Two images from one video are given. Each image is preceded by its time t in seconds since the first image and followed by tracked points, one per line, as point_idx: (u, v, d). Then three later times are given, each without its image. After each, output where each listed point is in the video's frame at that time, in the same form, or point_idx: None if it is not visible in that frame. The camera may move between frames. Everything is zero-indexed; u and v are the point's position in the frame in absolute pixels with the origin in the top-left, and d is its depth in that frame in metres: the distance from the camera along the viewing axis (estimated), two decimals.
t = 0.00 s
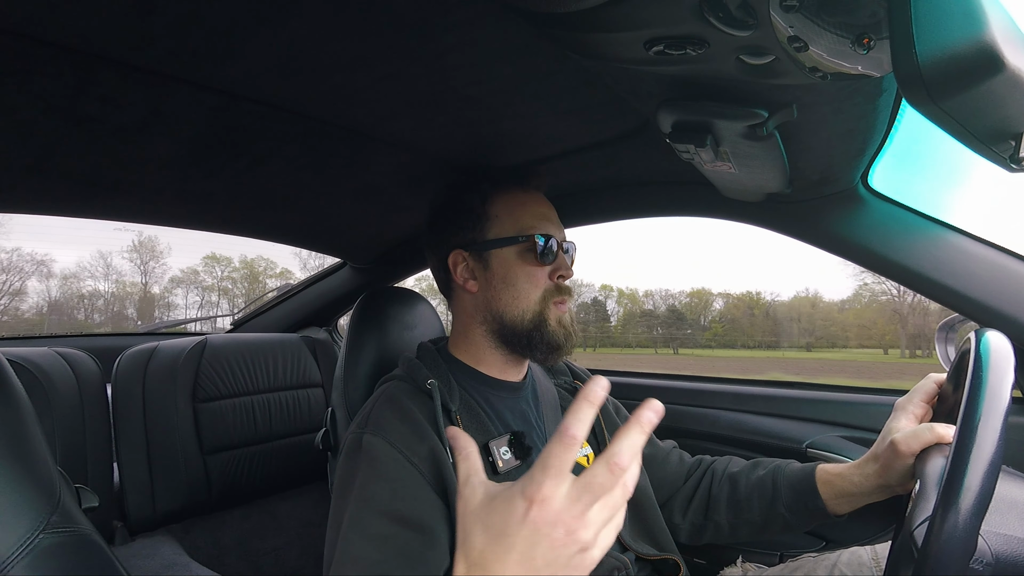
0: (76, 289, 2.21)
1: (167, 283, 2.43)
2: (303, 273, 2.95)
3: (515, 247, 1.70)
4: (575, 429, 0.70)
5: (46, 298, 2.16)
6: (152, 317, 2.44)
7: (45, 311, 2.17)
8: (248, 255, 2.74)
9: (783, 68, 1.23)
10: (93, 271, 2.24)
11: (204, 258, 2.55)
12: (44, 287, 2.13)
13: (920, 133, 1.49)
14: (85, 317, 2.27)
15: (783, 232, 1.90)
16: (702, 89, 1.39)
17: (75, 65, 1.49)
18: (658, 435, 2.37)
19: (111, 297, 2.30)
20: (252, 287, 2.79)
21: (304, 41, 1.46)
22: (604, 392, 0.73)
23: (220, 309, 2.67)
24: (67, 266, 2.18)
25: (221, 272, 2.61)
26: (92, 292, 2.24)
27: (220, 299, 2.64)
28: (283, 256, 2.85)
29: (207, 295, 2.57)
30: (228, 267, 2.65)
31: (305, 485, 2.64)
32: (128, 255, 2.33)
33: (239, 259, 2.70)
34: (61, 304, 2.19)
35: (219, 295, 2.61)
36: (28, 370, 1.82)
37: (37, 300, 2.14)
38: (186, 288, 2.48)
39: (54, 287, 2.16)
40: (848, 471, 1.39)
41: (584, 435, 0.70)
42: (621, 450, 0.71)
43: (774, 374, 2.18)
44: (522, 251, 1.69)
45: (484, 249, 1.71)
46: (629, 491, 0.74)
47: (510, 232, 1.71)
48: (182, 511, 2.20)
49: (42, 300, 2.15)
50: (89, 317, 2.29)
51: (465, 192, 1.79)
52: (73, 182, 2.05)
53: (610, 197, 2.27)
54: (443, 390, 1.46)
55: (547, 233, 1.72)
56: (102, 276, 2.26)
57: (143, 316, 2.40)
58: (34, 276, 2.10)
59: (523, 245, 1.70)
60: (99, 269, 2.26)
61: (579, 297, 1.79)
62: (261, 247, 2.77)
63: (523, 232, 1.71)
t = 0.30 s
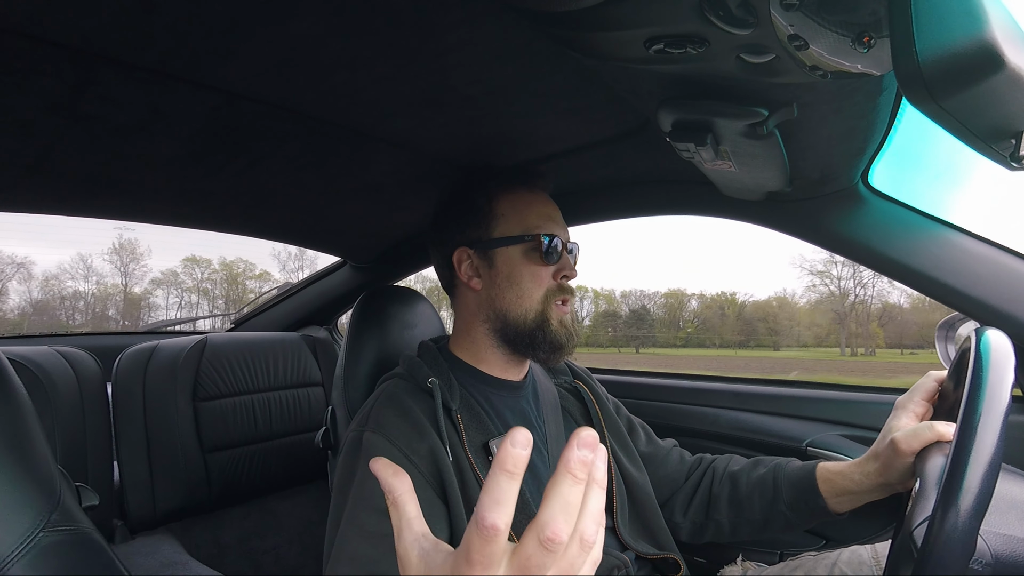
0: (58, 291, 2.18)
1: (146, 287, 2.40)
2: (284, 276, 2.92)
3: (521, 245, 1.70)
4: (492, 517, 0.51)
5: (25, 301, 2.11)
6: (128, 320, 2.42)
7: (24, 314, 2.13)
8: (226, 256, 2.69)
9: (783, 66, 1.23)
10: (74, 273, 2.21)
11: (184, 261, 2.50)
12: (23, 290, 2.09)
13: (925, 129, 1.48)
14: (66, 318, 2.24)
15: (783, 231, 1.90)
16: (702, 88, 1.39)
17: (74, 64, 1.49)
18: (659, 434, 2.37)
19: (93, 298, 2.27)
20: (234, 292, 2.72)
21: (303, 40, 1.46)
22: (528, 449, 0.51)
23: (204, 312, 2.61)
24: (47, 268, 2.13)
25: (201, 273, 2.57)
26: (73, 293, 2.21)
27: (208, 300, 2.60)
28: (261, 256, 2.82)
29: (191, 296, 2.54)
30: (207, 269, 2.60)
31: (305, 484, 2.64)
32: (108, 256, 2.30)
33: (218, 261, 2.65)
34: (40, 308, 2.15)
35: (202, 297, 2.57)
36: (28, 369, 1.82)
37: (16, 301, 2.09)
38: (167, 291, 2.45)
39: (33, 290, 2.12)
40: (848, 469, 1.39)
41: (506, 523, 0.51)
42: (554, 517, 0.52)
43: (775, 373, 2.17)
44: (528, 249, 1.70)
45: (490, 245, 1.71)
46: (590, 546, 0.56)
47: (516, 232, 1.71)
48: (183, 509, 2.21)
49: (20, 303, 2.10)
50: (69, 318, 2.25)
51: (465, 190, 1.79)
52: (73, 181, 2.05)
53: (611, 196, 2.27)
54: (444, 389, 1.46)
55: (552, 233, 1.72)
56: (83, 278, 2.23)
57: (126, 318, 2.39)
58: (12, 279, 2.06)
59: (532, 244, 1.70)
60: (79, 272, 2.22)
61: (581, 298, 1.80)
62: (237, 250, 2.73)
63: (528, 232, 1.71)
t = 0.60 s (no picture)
0: (40, 289, 2.20)
1: (126, 286, 2.39)
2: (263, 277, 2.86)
3: (521, 247, 1.69)
4: (502, 510, 0.51)
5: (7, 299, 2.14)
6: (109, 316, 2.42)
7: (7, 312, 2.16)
8: (209, 257, 2.61)
9: (783, 65, 1.23)
10: (55, 273, 2.20)
11: (164, 261, 2.46)
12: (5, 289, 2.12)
13: (927, 129, 1.48)
14: (47, 315, 2.26)
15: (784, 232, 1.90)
16: (703, 87, 1.39)
17: (75, 63, 1.50)
18: (659, 433, 2.37)
19: (74, 296, 2.28)
20: (218, 295, 2.66)
21: (304, 39, 1.46)
22: (547, 449, 0.52)
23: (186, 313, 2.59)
24: (28, 268, 2.15)
25: (183, 273, 2.53)
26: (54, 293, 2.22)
27: (190, 300, 2.57)
28: (242, 258, 2.74)
29: (174, 295, 2.52)
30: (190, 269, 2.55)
31: (305, 483, 2.64)
32: (90, 257, 2.27)
33: (200, 262, 2.58)
34: (21, 306, 2.18)
35: (184, 297, 2.54)
36: (28, 367, 1.83)
37: None
38: (147, 291, 2.45)
39: (15, 288, 2.15)
40: (847, 470, 1.39)
41: (514, 516, 0.51)
42: (557, 507, 0.54)
43: (775, 372, 2.17)
44: (527, 250, 1.69)
45: (491, 247, 1.71)
46: (591, 545, 0.56)
47: (517, 232, 1.71)
48: (183, 508, 2.21)
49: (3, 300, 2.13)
50: (52, 316, 2.28)
51: (465, 189, 1.79)
52: (74, 180, 2.05)
53: (611, 195, 2.27)
54: (445, 388, 1.46)
55: (554, 234, 1.72)
56: (63, 278, 2.23)
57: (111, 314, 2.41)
58: None
59: (531, 246, 1.69)
60: (61, 272, 2.21)
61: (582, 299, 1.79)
62: (219, 252, 2.65)
63: (528, 234, 1.70)
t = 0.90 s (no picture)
0: (22, 293, 2.14)
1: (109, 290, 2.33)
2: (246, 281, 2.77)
3: (516, 251, 1.69)
4: (506, 530, 0.58)
5: None
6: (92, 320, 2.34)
7: None
8: (188, 261, 2.54)
9: (782, 68, 1.23)
10: (34, 277, 2.15)
11: (145, 265, 2.40)
12: None
13: (922, 131, 1.48)
14: (29, 318, 2.20)
15: (783, 234, 1.90)
16: (702, 89, 1.39)
17: (74, 66, 1.50)
18: (658, 436, 2.37)
19: (55, 300, 2.22)
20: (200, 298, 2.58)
21: (303, 41, 1.46)
22: (561, 477, 0.58)
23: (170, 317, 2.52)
24: (9, 270, 2.10)
25: (165, 277, 2.47)
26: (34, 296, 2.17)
27: (176, 303, 2.51)
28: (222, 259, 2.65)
29: (158, 298, 2.46)
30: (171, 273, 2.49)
31: (304, 486, 2.64)
32: (71, 260, 2.23)
33: (180, 266, 2.51)
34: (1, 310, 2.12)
35: (166, 300, 2.48)
36: (26, 370, 1.82)
37: None
38: (131, 295, 2.39)
39: None
40: (846, 474, 1.39)
41: (513, 537, 0.58)
42: (552, 539, 0.58)
43: (774, 374, 2.17)
44: (523, 254, 1.69)
45: (487, 250, 1.71)
46: None
47: (512, 236, 1.71)
48: (182, 511, 2.21)
49: None
50: (33, 320, 2.22)
51: (464, 192, 1.79)
52: (72, 182, 2.05)
53: (610, 198, 2.27)
54: (442, 388, 1.46)
55: (550, 238, 1.71)
56: (43, 282, 2.17)
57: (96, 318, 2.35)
58: None
59: (527, 249, 1.69)
60: (43, 276, 2.17)
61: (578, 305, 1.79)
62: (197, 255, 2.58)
63: (524, 238, 1.70)
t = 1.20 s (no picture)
0: (5, 294, 2.11)
1: (93, 291, 2.28)
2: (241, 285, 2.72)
3: (499, 250, 1.69)
4: None
5: None
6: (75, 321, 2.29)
7: None
8: (170, 263, 2.49)
9: (781, 68, 1.23)
10: (15, 280, 2.10)
11: (128, 267, 2.34)
12: None
13: (916, 129, 1.49)
14: (12, 319, 2.17)
15: (782, 233, 1.91)
16: (701, 89, 1.39)
17: (72, 65, 1.49)
18: (658, 435, 2.36)
19: (38, 301, 2.18)
20: (183, 300, 2.53)
21: (302, 41, 1.46)
22: None
23: (154, 319, 2.47)
24: None
25: (149, 279, 2.41)
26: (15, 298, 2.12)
27: (161, 305, 2.47)
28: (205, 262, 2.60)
29: (144, 299, 2.42)
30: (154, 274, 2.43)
31: (304, 485, 2.64)
32: (54, 263, 2.18)
33: (162, 268, 2.46)
34: None
35: (149, 301, 2.42)
36: (24, 371, 1.82)
37: None
38: (114, 296, 2.34)
39: None
40: (844, 474, 1.39)
41: None
42: None
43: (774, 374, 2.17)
44: (506, 254, 1.69)
45: (471, 251, 1.72)
46: None
47: (494, 237, 1.71)
48: (180, 511, 2.20)
49: None
50: (15, 321, 2.19)
51: (462, 192, 1.79)
52: (72, 182, 2.05)
53: (609, 198, 2.27)
54: (452, 385, 1.46)
55: (537, 235, 1.71)
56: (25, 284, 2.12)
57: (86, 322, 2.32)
58: None
59: (508, 249, 1.69)
60: (25, 278, 2.12)
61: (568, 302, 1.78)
62: (178, 257, 2.52)
63: (506, 238, 1.70)
